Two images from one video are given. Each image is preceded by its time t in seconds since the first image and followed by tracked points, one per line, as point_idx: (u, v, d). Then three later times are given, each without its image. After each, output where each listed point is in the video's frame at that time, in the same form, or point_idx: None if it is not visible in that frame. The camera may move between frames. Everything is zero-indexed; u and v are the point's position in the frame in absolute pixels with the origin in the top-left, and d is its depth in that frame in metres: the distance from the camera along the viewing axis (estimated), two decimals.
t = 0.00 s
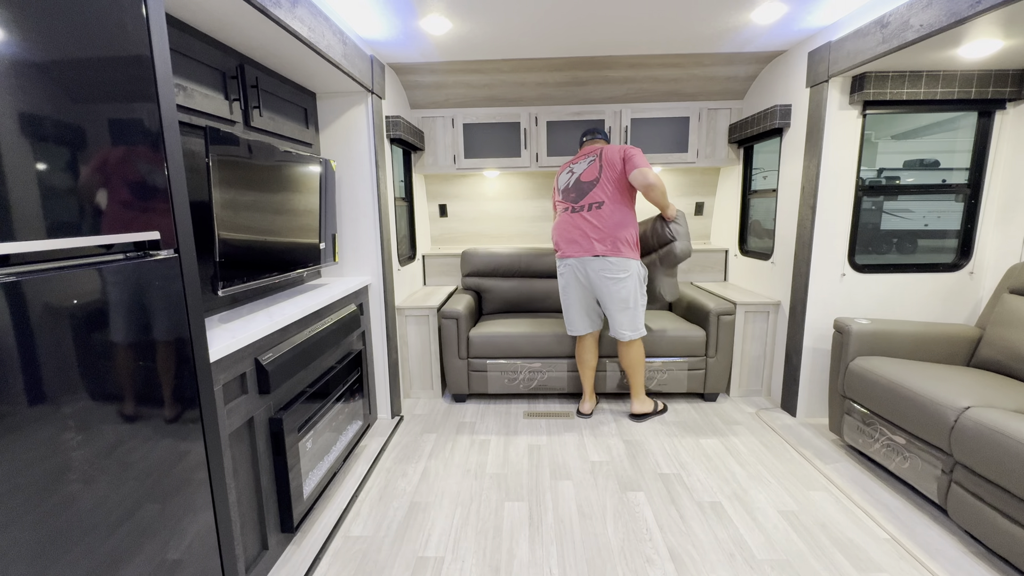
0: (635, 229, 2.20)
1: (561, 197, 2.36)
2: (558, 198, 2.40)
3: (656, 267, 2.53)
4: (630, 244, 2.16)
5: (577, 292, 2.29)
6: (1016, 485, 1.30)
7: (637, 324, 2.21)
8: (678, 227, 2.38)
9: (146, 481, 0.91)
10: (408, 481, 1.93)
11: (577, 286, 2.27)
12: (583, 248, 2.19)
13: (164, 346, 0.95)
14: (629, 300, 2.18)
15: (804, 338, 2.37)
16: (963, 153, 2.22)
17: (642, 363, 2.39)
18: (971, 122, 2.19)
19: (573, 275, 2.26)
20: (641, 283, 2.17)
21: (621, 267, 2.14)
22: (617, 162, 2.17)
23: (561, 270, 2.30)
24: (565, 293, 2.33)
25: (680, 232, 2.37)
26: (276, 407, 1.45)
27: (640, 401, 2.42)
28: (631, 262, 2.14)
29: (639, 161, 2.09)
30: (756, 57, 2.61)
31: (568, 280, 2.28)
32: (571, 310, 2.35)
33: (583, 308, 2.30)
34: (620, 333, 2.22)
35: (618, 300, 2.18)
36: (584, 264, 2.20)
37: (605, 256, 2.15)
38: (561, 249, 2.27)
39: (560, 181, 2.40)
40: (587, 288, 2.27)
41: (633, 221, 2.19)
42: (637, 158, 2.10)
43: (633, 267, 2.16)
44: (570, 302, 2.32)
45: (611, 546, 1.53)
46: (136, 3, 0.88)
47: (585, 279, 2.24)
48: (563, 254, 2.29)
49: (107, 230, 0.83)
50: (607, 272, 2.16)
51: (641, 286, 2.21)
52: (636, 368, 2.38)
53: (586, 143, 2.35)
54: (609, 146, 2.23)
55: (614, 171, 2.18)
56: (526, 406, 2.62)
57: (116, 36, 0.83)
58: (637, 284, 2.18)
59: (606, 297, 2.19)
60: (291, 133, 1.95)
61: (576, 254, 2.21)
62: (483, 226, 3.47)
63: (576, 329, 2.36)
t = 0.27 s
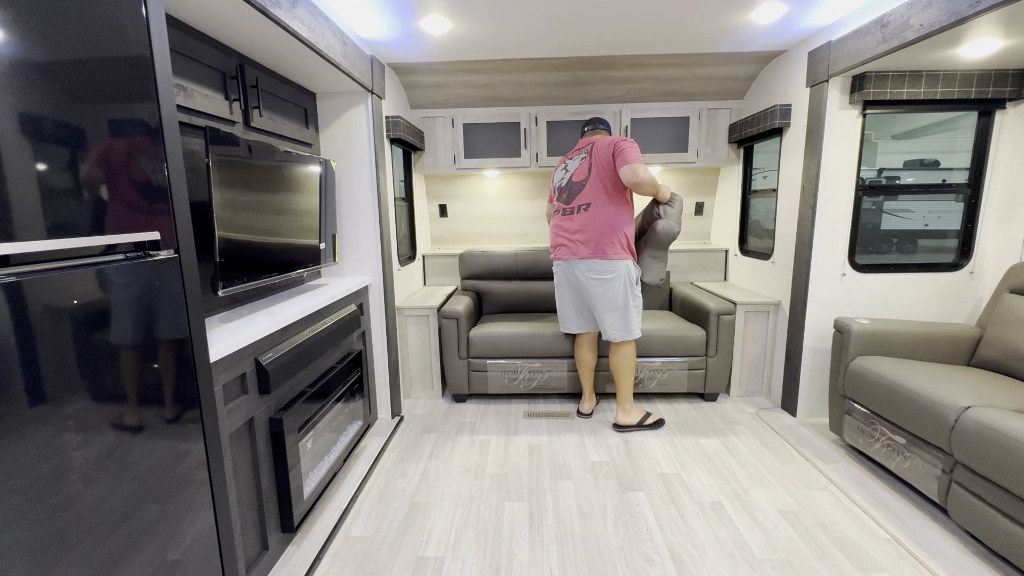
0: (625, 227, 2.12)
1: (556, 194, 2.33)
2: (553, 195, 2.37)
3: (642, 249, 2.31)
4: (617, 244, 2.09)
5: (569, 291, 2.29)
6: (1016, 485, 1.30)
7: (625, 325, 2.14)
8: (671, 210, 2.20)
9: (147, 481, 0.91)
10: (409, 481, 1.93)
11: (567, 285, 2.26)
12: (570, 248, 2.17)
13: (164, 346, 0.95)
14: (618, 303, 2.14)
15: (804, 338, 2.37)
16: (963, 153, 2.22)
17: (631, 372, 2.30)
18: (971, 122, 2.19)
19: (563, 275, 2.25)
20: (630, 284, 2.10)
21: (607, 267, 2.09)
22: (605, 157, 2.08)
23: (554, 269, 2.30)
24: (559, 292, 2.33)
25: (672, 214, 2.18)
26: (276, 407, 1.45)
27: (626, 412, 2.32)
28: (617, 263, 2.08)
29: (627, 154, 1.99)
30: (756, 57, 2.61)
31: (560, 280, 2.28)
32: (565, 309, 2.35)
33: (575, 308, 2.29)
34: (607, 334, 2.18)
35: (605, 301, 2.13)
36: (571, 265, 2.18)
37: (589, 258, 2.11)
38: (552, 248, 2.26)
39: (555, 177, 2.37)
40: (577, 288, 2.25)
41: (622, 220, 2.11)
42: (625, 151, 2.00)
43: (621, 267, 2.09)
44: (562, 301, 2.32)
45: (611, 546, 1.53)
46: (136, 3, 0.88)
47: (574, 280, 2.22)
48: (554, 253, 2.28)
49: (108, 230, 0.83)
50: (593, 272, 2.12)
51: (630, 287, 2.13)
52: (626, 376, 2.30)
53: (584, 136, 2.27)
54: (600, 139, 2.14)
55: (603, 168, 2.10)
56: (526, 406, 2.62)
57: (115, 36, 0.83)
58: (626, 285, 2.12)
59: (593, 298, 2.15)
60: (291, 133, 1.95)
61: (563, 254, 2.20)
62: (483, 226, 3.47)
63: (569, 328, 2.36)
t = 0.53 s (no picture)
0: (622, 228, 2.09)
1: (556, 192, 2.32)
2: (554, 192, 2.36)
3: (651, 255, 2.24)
4: (612, 246, 2.07)
5: (568, 290, 2.30)
6: (1016, 485, 1.30)
7: (618, 327, 2.11)
8: (682, 216, 2.10)
9: (146, 481, 0.91)
10: (409, 480, 1.93)
11: (565, 284, 2.27)
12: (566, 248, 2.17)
13: (164, 346, 0.95)
14: (612, 304, 2.10)
15: (804, 338, 2.37)
16: (963, 153, 2.22)
17: (617, 376, 2.16)
18: (971, 122, 2.19)
19: (561, 274, 2.25)
20: (623, 285, 2.07)
21: (599, 268, 2.08)
22: (603, 158, 2.05)
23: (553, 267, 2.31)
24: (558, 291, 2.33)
25: (682, 220, 2.09)
26: (276, 407, 1.45)
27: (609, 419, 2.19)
28: (609, 265, 2.06)
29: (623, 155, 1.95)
30: (756, 57, 2.61)
31: (558, 279, 2.28)
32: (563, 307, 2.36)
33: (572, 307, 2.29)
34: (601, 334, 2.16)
35: (599, 302, 2.11)
36: (567, 264, 2.18)
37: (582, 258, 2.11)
38: (552, 246, 2.27)
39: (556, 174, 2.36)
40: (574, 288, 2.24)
41: (618, 220, 2.08)
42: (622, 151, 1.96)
43: (614, 268, 2.07)
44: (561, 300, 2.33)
45: (611, 546, 1.53)
46: (136, 3, 0.88)
47: (570, 279, 2.21)
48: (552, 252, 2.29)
49: (108, 230, 0.83)
50: (586, 272, 2.12)
51: (625, 288, 2.09)
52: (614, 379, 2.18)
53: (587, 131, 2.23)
54: (600, 137, 2.10)
55: (601, 168, 2.06)
56: (526, 406, 2.62)
57: (115, 36, 0.83)
58: (619, 286, 2.09)
59: (587, 298, 2.14)
60: (291, 133, 1.95)
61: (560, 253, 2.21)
62: (483, 226, 3.47)
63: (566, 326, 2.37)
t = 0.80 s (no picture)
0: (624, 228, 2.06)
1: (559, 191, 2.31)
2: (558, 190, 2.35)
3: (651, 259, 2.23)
4: (613, 248, 2.05)
5: (568, 292, 2.29)
6: (1016, 485, 1.30)
7: (618, 331, 2.09)
8: (684, 221, 2.09)
9: (146, 481, 0.91)
10: (409, 481, 1.93)
11: (566, 286, 2.25)
12: (568, 249, 2.18)
13: (164, 346, 0.95)
14: (611, 309, 2.08)
15: (804, 338, 2.37)
16: (963, 153, 2.22)
17: (612, 380, 2.13)
18: (971, 122, 2.19)
19: (562, 276, 2.25)
20: (624, 289, 2.05)
21: (600, 271, 2.06)
22: (603, 155, 2.01)
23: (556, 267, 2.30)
24: (560, 291, 2.32)
25: (685, 225, 2.08)
26: (276, 407, 1.45)
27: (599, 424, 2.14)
28: (610, 268, 2.04)
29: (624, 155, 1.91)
30: (756, 57, 2.61)
31: (560, 280, 2.28)
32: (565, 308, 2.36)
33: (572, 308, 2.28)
34: (599, 338, 2.14)
35: (599, 305, 2.10)
36: (568, 266, 2.18)
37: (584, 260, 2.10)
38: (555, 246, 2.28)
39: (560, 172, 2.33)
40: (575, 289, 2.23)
41: (619, 222, 2.06)
42: (623, 151, 1.91)
43: (615, 271, 2.05)
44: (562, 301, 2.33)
45: (611, 546, 1.53)
46: (136, 4, 0.88)
47: (571, 282, 2.20)
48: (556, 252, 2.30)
49: (108, 229, 0.83)
50: (587, 275, 2.10)
51: (625, 292, 2.08)
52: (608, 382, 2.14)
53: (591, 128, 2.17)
54: (601, 137, 2.05)
55: (602, 169, 2.03)
56: (526, 406, 2.62)
57: (115, 36, 0.83)
58: (620, 289, 2.07)
59: (587, 300, 2.13)
60: (291, 133, 1.95)
61: (562, 254, 2.22)
62: (483, 226, 3.47)
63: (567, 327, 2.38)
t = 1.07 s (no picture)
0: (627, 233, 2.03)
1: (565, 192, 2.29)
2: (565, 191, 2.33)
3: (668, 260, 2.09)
4: (616, 253, 2.02)
5: (574, 297, 2.28)
6: (1016, 485, 1.30)
7: (619, 341, 2.06)
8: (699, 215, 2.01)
9: (146, 482, 0.91)
10: (409, 481, 1.93)
11: (572, 291, 2.25)
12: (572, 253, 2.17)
13: (164, 346, 0.95)
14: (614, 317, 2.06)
15: (804, 338, 2.37)
16: (963, 153, 2.21)
17: (609, 390, 2.12)
18: (971, 121, 2.18)
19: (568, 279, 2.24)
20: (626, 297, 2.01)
21: (602, 278, 2.04)
22: (604, 158, 1.98)
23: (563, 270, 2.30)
24: (566, 294, 2.31)
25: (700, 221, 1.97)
26: (276, 407, 1.45)
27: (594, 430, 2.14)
28: (612, 275, 2.02)
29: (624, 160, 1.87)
30: (756, 57, 2.61)
31: (566, 283, 2.27)
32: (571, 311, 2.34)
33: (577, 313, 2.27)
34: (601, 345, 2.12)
35: (601, 312, 2.08)
36: (572, 270, 2.18)
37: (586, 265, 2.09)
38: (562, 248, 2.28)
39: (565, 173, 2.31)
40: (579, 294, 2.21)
41: (623, 226, 2.02)
42: (623, 154, 1.87)
43: (618, 279, 2.02)
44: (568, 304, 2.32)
45: (611, 546, 1.53)
46: (136, 4, 0.88)
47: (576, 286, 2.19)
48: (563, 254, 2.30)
49: (107, 230, 0.83)
50: (590, 282, 2.08)
51: (628, 301, 2.04)
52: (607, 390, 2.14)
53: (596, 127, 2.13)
54: (602, 138, 2.01)
55: (603, 173, 1.99)
56: (526, 406, 2.62)
57: (115, 36, 0.83)
58: (622, 297, 2.04)
59: (590, 307, 2.11)
60: (291, 133, 1.95)
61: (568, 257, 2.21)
62: (483, 226, 3.47)
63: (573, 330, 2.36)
